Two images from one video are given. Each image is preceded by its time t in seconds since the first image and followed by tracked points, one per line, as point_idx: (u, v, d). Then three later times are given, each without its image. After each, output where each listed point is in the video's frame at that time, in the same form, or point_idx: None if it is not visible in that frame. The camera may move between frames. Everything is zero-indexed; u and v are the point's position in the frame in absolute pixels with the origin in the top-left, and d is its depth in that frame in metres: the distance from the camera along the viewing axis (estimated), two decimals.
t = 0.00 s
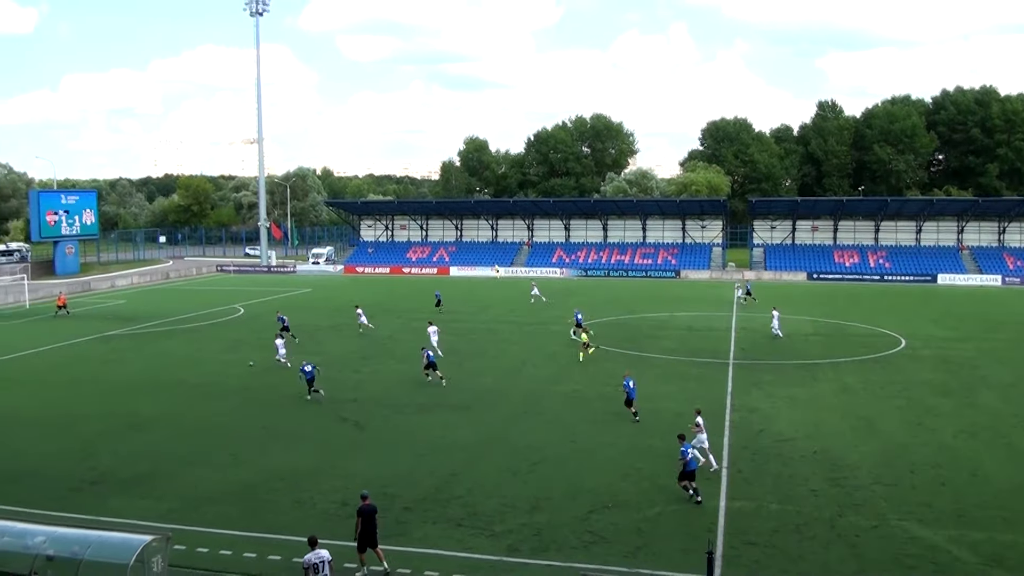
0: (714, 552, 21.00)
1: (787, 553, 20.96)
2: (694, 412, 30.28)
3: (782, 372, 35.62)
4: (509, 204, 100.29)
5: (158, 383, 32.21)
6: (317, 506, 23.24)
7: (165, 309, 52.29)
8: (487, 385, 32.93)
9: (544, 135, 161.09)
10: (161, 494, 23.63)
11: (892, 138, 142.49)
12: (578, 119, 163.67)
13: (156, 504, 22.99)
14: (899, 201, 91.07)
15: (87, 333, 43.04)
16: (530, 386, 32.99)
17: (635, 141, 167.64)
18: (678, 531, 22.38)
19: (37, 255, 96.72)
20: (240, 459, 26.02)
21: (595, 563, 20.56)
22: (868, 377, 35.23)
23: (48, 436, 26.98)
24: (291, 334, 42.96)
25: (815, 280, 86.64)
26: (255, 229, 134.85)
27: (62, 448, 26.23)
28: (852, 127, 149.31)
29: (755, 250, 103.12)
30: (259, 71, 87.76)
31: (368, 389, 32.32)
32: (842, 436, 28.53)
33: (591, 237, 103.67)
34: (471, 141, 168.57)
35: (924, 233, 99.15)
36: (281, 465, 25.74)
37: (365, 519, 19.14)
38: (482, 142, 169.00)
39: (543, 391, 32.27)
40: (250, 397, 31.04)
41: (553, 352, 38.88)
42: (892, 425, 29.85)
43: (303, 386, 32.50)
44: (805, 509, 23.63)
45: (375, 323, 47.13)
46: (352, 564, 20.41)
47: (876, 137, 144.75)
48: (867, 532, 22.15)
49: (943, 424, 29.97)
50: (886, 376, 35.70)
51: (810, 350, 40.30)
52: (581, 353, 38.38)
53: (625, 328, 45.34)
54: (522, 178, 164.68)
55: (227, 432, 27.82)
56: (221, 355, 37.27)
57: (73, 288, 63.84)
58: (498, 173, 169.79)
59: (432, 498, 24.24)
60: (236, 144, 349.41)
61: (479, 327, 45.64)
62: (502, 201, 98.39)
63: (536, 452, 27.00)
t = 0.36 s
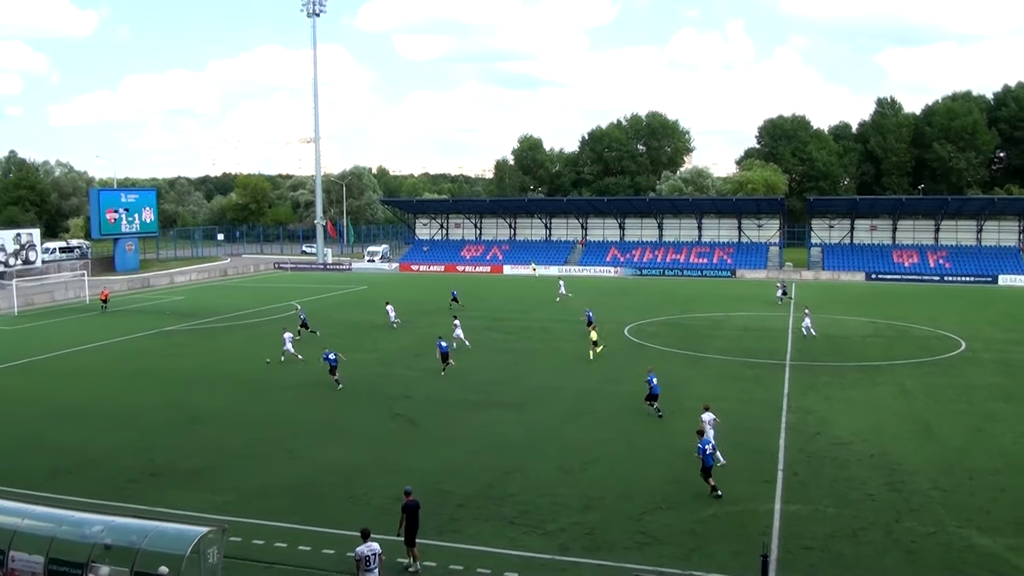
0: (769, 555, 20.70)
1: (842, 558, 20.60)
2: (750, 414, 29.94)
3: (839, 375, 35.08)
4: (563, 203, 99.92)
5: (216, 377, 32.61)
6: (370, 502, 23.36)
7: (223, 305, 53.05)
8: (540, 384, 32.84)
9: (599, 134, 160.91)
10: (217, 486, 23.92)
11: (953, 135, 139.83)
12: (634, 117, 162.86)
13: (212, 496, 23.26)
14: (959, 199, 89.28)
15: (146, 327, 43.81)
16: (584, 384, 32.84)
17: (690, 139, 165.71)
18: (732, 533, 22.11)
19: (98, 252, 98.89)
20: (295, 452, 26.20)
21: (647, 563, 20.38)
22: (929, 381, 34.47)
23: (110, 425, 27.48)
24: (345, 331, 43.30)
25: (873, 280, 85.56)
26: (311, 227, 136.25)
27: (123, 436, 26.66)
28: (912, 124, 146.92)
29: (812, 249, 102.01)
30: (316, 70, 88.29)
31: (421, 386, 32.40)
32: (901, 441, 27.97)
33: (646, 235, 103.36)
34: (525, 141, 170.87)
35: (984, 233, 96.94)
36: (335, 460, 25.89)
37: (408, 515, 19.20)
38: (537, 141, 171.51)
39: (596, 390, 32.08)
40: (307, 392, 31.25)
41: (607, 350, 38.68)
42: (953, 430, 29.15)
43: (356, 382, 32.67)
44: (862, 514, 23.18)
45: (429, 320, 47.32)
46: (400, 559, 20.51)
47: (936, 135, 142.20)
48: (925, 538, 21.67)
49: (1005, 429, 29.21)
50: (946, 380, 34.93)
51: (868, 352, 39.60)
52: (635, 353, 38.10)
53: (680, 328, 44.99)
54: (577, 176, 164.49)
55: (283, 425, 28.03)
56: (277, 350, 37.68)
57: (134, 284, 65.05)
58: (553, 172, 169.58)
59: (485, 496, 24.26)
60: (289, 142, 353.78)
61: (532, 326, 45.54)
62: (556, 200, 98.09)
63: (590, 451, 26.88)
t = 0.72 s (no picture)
0: (827, 564, 20.09)
1: (902, 569, 19.92)
2: (809, 419, 29.24)
3: (902, 380, 34.10)
4: (617, 201, 98.15)
5: (267, 376, 32.52)
6: (421, 501, 23.04)
7: (274, 304, 53.15)
8: (593, 385, 32.38)
9: (653, 132, 157.96)
10: (268, 483, 23.72)
11: (1019, 132, 136.52)
12: (690, 114, 159.41)
13: (262, 492, 23.23)
14: None
15: (197, 324, 44.03)
16: (638, 387, 32.31)
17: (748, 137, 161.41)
18: (788, 541, 21.53)
19: (151, 250, 100.28)
20: (347, 451, 25.92)
21: (702, 570, 19.87)
22: (996, 388, 33.27)
23: (163, 417, 27.42)
24: (394, 330, 43.05)
25: (936, 282, 83.31)
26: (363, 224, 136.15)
27: (176, 429, 26.61)
28: (976, 120, 144.00)
29: (872, 249, 99.74)
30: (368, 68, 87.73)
31: (472, 386, 31.94)
32: (965, 449, 27.02)
33: (702, 235, 100.98)
34: (579, 138, 166.61)
35: None
36: (386, 459, 25.57)
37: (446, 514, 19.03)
38: (590, 139, 166.94)
39: (650, 394, 31.49)
40: (359, 391, 31.00)
41: (662, 352, 38.05)
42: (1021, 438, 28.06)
43: (408, 381, 32.49)
44: (922, 524, 22.42)
45: (481, 319, 46.97)
46: (447, 561, 20.31)
47: (1002, 131, 138.99)
48: (989, 550, 20.85)
49: None
50: (1015, 385, 33.72)
51: (932, 357, 38.42)
52: (689, 356, 37.35)
53: (736, 330, 44.14)
54: (631, 175, 161.27)
55: (334, 424, 27.78)
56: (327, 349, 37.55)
57: (187, 282, 65.66)
58: (606, 170, 166.14)
59: (537, 498, 23.93)
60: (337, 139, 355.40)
61: (585, 326, 44.95)
62: (609, 198, 96.37)
63: (644, 455, 26.41)
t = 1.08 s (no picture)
0: None
1: None
2: (864, 428, 27.80)
3: (964, 388, 32.41)
4: (661, 198, 95.02)
5: (297, 377, 31.63)
6: (455, 507, 21.99)
7: (307, 303, 52.32)
8: (635, 389, 31.03)
9: (700, 124, 146.36)
10: (296, 488, 22.79)
11: None
12: (738, 106, 146.50)
13: (291, 495, 22.36)
14: None
15: (227, 324, 43.34)
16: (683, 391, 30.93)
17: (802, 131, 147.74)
18: (841, 556, 20.26)
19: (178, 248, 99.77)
20: (379, 455, 24.88)
21: None
22: None
23: (190, 418, 26.61)
24: (427, 330, 41.97)
25: (1001, 284, 78.82)
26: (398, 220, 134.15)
27: (204, 429, 25.79)
28: None
29: (932, 249, 95.11)
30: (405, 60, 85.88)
31: (508, 389, 30.75)
32: None
33: (751, 234, 97.65)
34: (623, 131, 155.20)
35: None
36: (419, 464, 24.51)
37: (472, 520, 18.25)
38: (635, 131, 155.36)
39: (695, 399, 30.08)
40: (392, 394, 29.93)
41: (708, 355, 36.57)
42: None
43: (443, 382, 31.43)
44: (985, 541, 20.99)
45: (520, 320, 45.62)
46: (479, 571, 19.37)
47: None
48: None
49: None
50: None
51: (996, 364, 36.49)
52: (735, 360, 35.82)
53: (785, 333, 42.42)
54: (677, 170, 150.07)
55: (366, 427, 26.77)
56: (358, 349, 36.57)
57: (216, 280, 65.39)
58: (651, 165, 154.28)
59: (575, 506, 22.82)
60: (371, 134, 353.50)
61: (629, 328, 43.43)
62: (654, 195, 93.48)
63: (688, 463, 25.20)
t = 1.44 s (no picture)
0: None
1: None
2: (917, 438, 26.06)
3: None
4: (701, 193, 91.65)
5: (318, 379, 30.42)
6: (481, 518, 20.72)
7: (330, 304, 51.11)
8: (673, 395, 29.44)
9: (744, 115, 137.27)
10: (315, 497, 21.59)
11: None
12: (784, 96, 137.44)
13: (311, 503, 21.27)
14: None
15: (247, 324, 42.32)
16: (723, 398, 29.31)
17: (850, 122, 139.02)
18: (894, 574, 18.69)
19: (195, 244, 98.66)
20: (403, 462, 23.57)
21: None
22: None
23: (208, 421, 25.54)
24: (453, 332, 40.53)
25: None
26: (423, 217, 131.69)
27: (221, 433, 24.70)
28: None
29: (993, 247, 91.50)
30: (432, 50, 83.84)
31: (538, 392, 29.23)
32: None
33: (797, 231, 93.86)
34: (660, 122, 145.90)
35: None
36: (445, 473, 23.17)
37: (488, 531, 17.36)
38: (673, 122, 145.98)
39: (736, 405, 28.34)
40: (418, 397, 28.53)
41: (748, 359, 34.85)
42: None
43: (472, 385, 30.02)
44: None
45: (553, 320, 43.97)
46: None
47: None
48: None
49: None
50: None
51: None
52: (777, 364, 33.96)
53: (831, 337, 40.38)
54: (718, 164, 139.99)
55: (390, 431, 25.44)
56: (381, 350, 35.29)
57: (235, 279, 64.94)
58: (690, 158, 145.10)
59: (609, 517, 21.47)
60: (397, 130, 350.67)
61: (665, 330, 41.64)
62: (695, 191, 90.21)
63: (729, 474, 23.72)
